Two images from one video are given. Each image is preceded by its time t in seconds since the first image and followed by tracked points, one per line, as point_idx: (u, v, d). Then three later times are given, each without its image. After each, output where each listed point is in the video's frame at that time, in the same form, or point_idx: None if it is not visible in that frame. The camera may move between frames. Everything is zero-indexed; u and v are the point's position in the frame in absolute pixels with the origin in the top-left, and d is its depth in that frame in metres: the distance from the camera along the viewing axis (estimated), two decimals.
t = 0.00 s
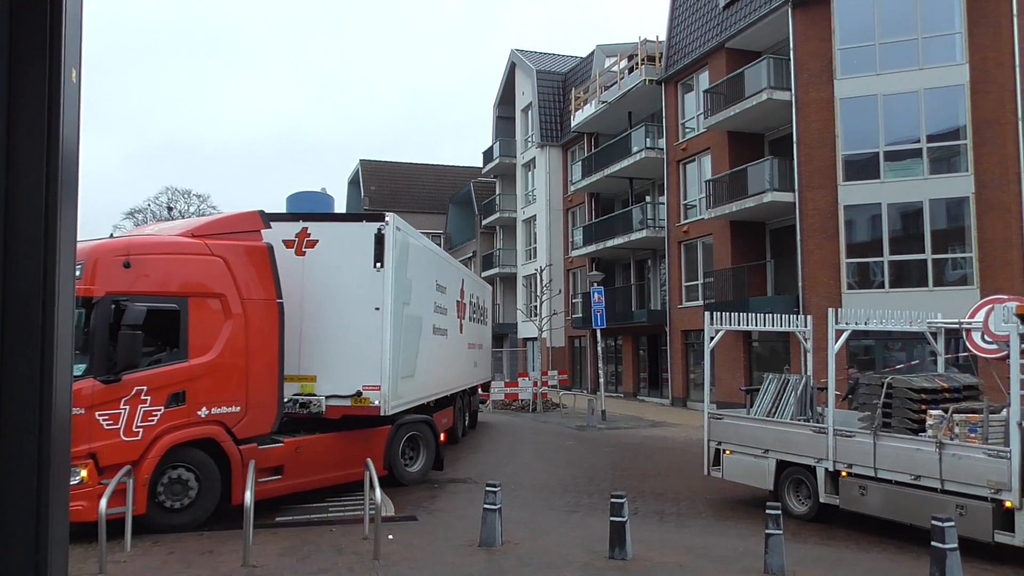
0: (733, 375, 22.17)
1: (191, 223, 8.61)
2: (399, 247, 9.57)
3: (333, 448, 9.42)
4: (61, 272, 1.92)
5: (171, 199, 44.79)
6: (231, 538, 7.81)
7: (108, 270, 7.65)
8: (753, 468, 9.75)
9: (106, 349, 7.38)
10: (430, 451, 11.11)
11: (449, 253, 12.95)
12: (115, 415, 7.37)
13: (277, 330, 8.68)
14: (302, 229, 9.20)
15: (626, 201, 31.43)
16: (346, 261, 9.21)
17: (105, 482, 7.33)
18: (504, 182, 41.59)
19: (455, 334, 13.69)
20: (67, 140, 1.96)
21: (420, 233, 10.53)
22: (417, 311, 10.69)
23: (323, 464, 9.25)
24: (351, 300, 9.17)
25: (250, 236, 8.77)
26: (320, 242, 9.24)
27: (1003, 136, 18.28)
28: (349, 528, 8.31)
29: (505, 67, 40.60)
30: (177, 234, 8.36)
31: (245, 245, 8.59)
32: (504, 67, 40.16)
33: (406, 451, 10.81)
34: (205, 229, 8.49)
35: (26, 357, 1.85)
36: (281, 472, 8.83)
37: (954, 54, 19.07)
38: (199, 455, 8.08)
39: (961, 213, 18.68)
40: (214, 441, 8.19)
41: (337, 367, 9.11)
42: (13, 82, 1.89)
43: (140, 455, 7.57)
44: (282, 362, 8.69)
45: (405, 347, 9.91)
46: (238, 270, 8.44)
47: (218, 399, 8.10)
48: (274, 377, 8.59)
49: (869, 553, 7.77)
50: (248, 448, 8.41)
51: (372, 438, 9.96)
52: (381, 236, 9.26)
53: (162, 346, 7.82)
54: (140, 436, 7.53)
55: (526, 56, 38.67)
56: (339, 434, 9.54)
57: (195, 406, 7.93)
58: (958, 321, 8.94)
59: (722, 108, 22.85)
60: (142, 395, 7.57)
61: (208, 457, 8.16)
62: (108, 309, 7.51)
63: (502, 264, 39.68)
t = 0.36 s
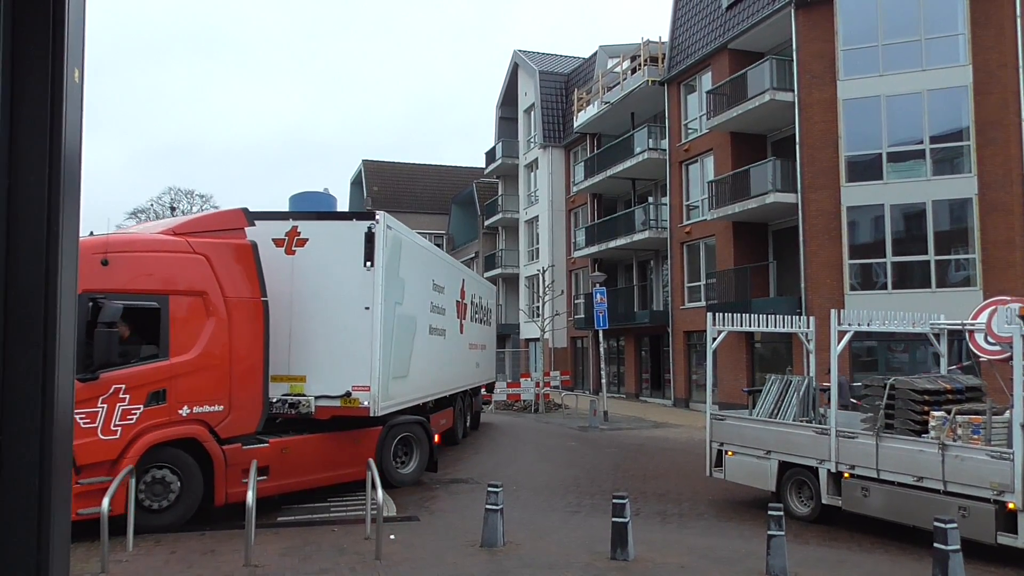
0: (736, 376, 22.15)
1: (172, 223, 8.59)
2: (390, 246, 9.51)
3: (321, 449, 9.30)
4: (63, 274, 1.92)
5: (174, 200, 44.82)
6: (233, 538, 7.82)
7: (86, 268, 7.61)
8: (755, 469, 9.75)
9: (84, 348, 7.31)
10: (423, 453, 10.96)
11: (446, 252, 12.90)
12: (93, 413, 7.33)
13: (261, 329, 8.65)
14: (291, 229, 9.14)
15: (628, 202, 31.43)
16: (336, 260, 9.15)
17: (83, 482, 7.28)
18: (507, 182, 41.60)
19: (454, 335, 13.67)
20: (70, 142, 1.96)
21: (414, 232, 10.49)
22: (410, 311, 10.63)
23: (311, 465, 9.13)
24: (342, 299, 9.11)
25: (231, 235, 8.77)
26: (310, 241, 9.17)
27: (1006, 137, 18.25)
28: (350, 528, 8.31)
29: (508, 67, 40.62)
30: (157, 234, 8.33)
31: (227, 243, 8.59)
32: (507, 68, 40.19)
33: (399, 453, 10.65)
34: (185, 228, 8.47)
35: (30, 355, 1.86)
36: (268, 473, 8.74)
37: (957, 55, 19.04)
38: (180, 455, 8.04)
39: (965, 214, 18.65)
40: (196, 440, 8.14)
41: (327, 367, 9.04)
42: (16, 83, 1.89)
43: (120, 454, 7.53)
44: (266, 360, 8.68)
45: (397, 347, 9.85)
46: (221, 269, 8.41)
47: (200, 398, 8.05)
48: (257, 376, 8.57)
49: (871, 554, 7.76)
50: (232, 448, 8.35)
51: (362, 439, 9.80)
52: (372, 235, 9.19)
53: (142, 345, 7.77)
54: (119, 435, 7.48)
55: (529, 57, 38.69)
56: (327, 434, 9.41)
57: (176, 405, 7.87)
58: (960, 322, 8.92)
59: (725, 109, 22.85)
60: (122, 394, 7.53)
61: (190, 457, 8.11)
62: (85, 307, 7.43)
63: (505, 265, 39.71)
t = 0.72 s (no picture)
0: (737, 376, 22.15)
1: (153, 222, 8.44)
2: (378, 246, 9.34)
3: (307, 450, 9.14)
4: (64, 272, 1.92)
5: (176, 201, 44.87)
6: (234, 538, 7.83)
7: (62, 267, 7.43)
8: (756, 469, 9.74)
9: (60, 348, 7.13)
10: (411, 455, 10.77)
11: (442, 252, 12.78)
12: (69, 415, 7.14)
13: (244, 330, 8.50)
14: (278, 228, 8.99)
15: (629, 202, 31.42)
16: (323, 260, 9.00)
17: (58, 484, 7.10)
18: (508, 182, 41.61)
19: (453, 335, 13.62)
20: (71, 142, 1.97)
21: (405, 231, 10.33)
22: (402, 311, 10.47)
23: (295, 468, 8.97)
24: (329, 299, 8.96)
25: (214, 235, 8.64)
26: (296, 241, 9.01)
27: (1007, 136, 18.24)
28: (351, 529, 8.31)
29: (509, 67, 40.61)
30: (137, 233, 8.17)
31: (210, 243, 8.43)
32: (508, 68, 40.18)
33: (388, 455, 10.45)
34: (166, 228, 8.32)
35: (32, 355, 1.86)
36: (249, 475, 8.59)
37: (958, 55, 19.03)
38: (160, 457, 7.88)
39: (966, 213, 18.64)
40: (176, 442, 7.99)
41: (314, 368, 8.89)
42: (17, 85, 1.90)
43: (97, 457, 7.35)
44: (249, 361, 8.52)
45: (387, 347, 9.68)
46: (202, 268, 8.26)
47: (180, 399, 7.89)
48: (240, 378, 8.40)
49: (872, 554, 7.76)
50: (212, 450, 8.21)
51: (348, 441, 9.61)
52: (359, 235, 9.02)
53: (121, 345, 7.60)
54: (96, 436, 7.31)
55: (530, 57, 38.69)
56: (312, 435, 9.23)
57: (155, 406, 7.71)
58: (961, 322, 8.90)
59: (726, 109, 22.85)
60: (99, 395, 7.35)
61: (169, 459, 7.96)
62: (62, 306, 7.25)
63: (505, 265, 39.71)
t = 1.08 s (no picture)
0: (737, 378, 22.15)
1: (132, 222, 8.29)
2: (365, 245, 9.18)
3: (292, 452, 9.01)
4: (66, 275, 1.92)
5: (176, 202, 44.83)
6: (235, 539, 7.83)
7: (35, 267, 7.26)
8: (756, 471, 9.75)
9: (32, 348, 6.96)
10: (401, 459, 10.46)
11: (437, 251, 12.67)
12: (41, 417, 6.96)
13: (224, 331, 8.35)
14: (263, 227, 8.87)
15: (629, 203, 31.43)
16: (308, 259, 8.86)
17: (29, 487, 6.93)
18: (509, 183, 41.60)
19: (449, 337, 13.57)
20: (72, 144, 1.97)
21: (395, 231, 10.19)
22: (392, 311, 10.33)
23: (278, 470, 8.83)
24: (314, 299, 8.82)
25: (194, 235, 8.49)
26: (282, 241, 8.89)
27: (1008, 138, 18.25)
28: (352, 530, 8.31)
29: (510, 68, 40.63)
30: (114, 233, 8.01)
31: (189, 243, 8.27)
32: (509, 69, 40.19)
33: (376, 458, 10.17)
34: (144, 228, 8.16)
35: (32, 358, 1.86)
36: (230, 478, 8.46)
37: (959, 56, 19.04)
38: (136, 459, 7.73)
39: (966, 215, 18.65)
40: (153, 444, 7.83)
41: (298, 370, 8.76)
42: (19, 89, 1.90)
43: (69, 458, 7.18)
44: (231, 362, 8.36)
45: (375, 348, 9.54)
46: (180, 268, 8.10)
47: (157, 400, 7.73)
48: (220, 378, 8.23)
49: (873, 556, 7.75)
50: (191, 452, 8.07)
51: (334, 444, 9.47)
52: (344, 234, 8.87)
53: (96, 346, 7.42)
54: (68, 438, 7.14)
55: (530, 58, 38.68)
56: (297, 438, 9.11)
57: (131, 408, 7.55)
58: (962, 324, 8.90)
59: (726, 110, 22.84)
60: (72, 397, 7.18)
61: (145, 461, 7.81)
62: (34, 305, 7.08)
63: (506, 266, 39.71)
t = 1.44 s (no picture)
0: (736, 380, 22.16)
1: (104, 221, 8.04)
2: (347, 245, 9.00)
3: (270, 455, 8.85)
4: (66, 277, 1.92)
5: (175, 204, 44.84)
6: (235, 541, 7.83)
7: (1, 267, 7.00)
8: (755, 473, 9.74)
9: None
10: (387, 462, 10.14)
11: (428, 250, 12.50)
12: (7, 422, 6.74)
13: (199, 332, 8.13)
14: (243, 227, 8.67)
15: (628, 205, 31.45)
16: (288, 259, 8.69)
17: None
18: (508, 185, 41.66)
19: (443, 338, 13.51)
20: (72, 144, 1.97)
21: (381, 230, 10.02)
22: (380, 313, 10.22)
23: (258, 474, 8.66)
24: (293, 299, 8.65)
25: (168, 235, 8.26)
26: (262, 240, 8.69)
27: (1007, 140, 18.28)
28: (350, 532, 8.29)
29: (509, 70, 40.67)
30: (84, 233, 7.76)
31: (162, 243, 8.04)
32: (508, 71, 40.22)
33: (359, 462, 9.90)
34: (116, 228, 7.91)
35: (32, 359, 1.86)
36: (205, 482, 8.28)
37: (958, 58, 19.06)
38: (106, 463, 7.53)
39: (965, 217, 18.67)
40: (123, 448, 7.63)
41: (278, 372, 8.59)
42: (18, 91, 1.90)
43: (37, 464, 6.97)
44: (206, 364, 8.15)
45: (358, 350, 9.37)
46: (153, 269, 7.87)
47: (129, 404, 7.53)
48: (194, 381, 8.02)
49: (872, 557, 7.76)
50: (163, 456, 7.88)
51: (315, 447, 9.30)
52: (325, 233, 8.68)
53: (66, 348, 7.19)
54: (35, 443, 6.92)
55: (529, 60, 38.74)
56: (276, 442, 8.94)
57: (102, 411, 7.34)
58: (961, 325, 8.91)
59: (725, 112, 22.86)
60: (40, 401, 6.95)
61: (116, 465, 7.62)
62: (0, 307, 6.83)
63: (505, 268, 39.75)
